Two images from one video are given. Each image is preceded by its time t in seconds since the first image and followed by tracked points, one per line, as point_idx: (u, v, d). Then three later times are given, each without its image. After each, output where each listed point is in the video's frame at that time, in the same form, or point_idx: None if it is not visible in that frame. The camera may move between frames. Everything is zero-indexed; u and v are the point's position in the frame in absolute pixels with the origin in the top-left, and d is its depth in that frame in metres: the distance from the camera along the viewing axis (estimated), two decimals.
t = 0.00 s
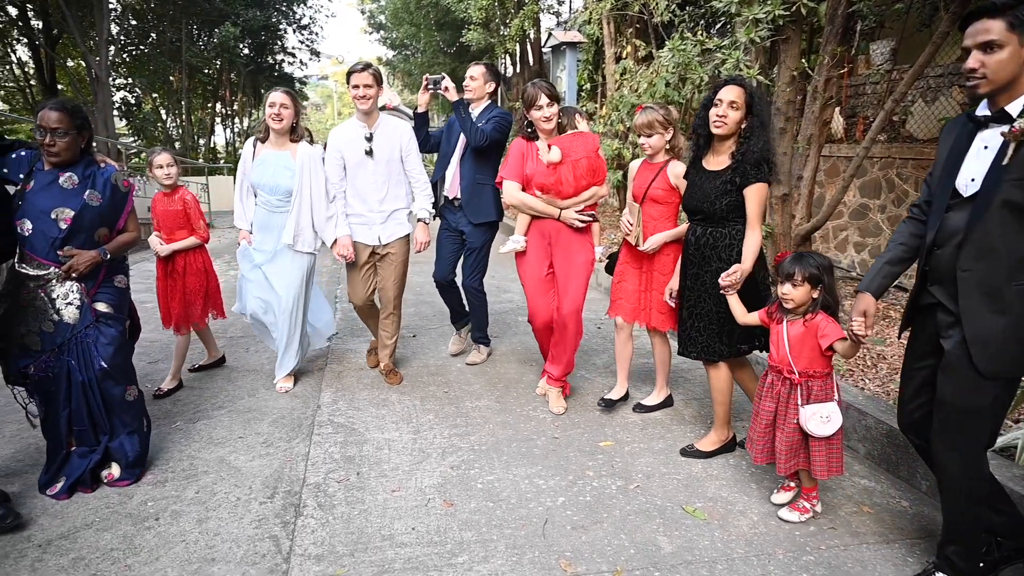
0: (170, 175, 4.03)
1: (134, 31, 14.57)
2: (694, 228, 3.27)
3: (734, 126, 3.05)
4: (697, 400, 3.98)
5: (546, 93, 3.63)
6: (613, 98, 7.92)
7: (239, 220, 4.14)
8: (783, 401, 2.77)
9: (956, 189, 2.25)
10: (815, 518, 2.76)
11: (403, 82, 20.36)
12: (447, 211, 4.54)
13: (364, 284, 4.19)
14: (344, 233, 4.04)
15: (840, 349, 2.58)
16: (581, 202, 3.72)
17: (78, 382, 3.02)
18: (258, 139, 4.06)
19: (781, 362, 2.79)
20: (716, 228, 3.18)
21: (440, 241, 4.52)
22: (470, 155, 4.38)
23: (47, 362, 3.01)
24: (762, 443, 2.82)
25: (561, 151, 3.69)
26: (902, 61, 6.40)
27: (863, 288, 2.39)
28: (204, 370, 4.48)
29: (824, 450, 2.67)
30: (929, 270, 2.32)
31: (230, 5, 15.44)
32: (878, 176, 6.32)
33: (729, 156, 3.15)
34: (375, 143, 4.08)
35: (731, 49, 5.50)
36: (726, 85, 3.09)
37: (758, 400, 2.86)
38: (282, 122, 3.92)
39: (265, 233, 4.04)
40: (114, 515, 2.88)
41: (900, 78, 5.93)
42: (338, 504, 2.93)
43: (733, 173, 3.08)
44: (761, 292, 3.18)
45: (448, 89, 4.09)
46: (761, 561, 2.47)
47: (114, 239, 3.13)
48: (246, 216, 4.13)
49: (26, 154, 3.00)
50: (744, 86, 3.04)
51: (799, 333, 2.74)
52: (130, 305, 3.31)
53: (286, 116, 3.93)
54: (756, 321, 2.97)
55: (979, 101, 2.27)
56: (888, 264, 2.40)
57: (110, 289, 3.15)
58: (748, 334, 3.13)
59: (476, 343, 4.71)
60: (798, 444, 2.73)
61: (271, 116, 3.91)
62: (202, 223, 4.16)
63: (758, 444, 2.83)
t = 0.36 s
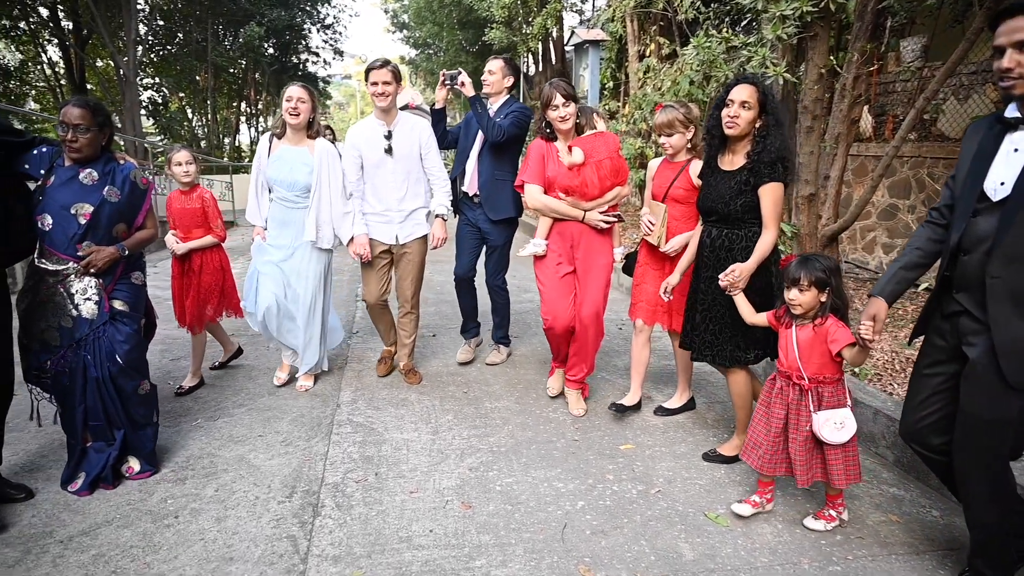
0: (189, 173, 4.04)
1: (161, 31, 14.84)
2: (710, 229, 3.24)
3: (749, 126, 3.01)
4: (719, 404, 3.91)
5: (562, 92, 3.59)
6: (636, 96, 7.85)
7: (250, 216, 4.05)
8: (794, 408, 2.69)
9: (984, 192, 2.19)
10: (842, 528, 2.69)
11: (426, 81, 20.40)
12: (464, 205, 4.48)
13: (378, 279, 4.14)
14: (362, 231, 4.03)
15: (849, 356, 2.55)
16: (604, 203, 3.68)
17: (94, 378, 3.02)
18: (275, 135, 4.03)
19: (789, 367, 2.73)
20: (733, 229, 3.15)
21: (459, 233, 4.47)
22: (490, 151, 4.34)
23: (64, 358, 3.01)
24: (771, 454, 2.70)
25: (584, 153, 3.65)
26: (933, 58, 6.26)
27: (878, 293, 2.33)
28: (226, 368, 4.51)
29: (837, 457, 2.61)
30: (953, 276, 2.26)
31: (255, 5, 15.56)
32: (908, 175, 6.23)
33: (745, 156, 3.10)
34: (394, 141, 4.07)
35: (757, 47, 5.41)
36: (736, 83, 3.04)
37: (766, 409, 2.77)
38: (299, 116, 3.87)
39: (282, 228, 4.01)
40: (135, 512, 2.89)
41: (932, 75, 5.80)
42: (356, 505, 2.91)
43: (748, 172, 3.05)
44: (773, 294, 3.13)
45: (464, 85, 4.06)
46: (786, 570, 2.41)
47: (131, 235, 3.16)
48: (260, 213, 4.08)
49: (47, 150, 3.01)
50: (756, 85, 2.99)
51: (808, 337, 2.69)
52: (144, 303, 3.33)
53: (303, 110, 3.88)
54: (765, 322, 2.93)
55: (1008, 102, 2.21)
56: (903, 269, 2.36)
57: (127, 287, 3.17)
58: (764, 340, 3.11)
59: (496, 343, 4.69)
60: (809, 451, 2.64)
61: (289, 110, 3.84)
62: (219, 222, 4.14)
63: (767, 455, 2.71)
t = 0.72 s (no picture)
0: (210, 174, 4.02)
1: (190, 33, 15.16)
2: (728, 234, 3.18)
3: (761, 128, 2.96)
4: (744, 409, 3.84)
5: (579, 90, 3.53)
6: (661, 95, 7.77)
7: (268, 214, 4.00)
8: (803, 418, 2.61)
9: (1016, 195, 2.11)
10: (872, 539, 2.61)
11: (449, 81, 20.45)
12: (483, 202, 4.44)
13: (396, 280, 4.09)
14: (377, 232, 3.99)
15: (858, 365, 2.50)
16: (624, 205, 3.63)
17: (116, 376, 3.05)
18: (293, 133, 3.98)
19: (797, 377, 2.68)
20: (751, 233, 3.10)
21: (481, 237, 4.41)
22: (510, 150, 4.29)
23: (90, 355, 3.04)
24: (777, 466, 2.61)
25: (607, 154, 3.59)
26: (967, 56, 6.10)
27: (897, 299, 2.30)
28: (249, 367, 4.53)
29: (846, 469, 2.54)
30: (982, 283, 2.19)
31: (282, 7, 15.69)
32: (941, 176, 6.09)
33: (759, 159, 3.05)
34: (414, 141, 4.04)
35: (785, 45, 5.32)
36: (748, 86, 2.98)
37: (774, 419, 2.68)
38: (318, 113, 3.83)
39: (301, 226, 3.92)
40: (158, 511, 2.91)
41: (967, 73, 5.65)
42: (376, 507, 2.90)
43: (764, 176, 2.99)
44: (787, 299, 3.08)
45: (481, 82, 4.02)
46: None
47: (153, 234, 3.18)
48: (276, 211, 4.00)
49: (71, 150, 3.01)
50: (768, 87, 2.94)
51: (817, 346, 2.64)
52: (165, 304, 3.34)
53: (322, 107, 3.83)
54: (771, 329, 2.89)
55: None
56: (926, 275, 2.30)
57: (148, 287, 3.19)
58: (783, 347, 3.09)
59: (519, 344, 4.67)
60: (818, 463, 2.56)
61: (307, 107, 3.80)
62: (241, 224, 4.17)
63: (772, 466, 2.61)
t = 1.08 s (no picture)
0: (233, 175, 4.06)
1: (219, 35, 15.41)
2: (748, 235, 3.09)
3: (775, 126, 2.88)
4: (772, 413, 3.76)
5: (602, 85, 3.47)
6: (687, 93, 7.68)
7: (290, 217, 4.02)
8: (809, 423, 2.57)
9: None
10: (907, 548, 2.54)
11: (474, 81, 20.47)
12: (503, 205, 4.39)
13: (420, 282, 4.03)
14: (393, 236, 3.92)
15: (874, 368, 2.43)
16: (647, 204, 3.58)
17: (143, 377, 3.08)
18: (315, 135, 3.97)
19: (804, 380, 2.61)
20: (773, 233, 3.01)
21: (502, 237, 4.36)
22: (530, 150, 4.24)
23: (120, 355, 3.07)
24: (782, 471, 2.57)
25: (630, 150, 3.54)
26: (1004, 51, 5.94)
27: (924, 303, 2.23)
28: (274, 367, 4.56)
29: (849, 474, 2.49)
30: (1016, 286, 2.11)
31: (308, 8, 15.81)
32: (978, 174, 5.96)
33: (776, 156, 2.97)
34: (434, 141, 4.00)
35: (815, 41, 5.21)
36: (762, 83, 2.91)
37: (779, 423, 2.63)
38: (339, 114, 3.81)
39: (322, 229, 3.87)
40: (184, 510, 2.93)
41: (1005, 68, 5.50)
42: (400, 509, 2.89)
43: (781, 177, 2.92)
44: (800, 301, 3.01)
45: (499, 83, 3.98)
46: None
47: (180, 234, 3.21)
48: (296, 212, 4.00)
49: (99, 152, 3.06)
50: (780, 83, 2.87)
51: (826, 350, 2.58)
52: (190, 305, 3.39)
53: (342, 109, 3.82)
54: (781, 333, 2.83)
55: None
56: (952, 277, 2.22)
57: (175, 291, 3.25)
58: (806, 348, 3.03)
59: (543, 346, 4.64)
60: (824, 467, 2.51)
61: (327, 109, 3.79)
62: (264, 225, 4.15)
63: (777, 471, 2.57)
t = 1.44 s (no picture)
0: (253, 175, 4.05)
1: (247, 38, 15.61)
2: (768, 237, 3.02)
3: (791, 125, 2.83)
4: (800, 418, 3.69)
5: (632, 79, 3.41)
6: (714, 92, 7.59)
7: (305, 221, 3.95)
8: (820, 419, 2.54)
9: None
10: (943, 560, 2.47)
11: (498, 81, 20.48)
12: (522, 209, 4.36)
13: (442, 284, 4.00)
14: (409, 242, 3.91)
15: (891, 368, 2.38)
16: (668, 205, 3.53)
17: (170, 376, 3.12)
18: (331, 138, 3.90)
19: (817, 377, 2.57)
20: (793, 232, 2.95)
21: (520, 243, 4.34)
22: (550, 153, 4.21)
23: (148, 356, 3.10)
24: (788, 466, 2.58)
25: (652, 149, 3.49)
26: None
27: (947, 311, 2.15)
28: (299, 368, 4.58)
29: (852, 474, 2.46)
30: None
31: (334, 10, 15.90)
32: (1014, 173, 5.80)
33: (793, 155, 2.92)
34: (451, 143, 3.95)
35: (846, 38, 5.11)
36: (775, 80, 2.86)
37: (788, 417, 2.61)
38: (357, 119, 3.75)
39: (342, 234, 3.80)
40: (210, 510, 2.94)
41: None
42: (423, 511, 2.87)
43: (799, 176, 2.87)
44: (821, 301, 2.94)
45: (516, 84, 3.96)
46: None
47: (205, 237, 3.25)
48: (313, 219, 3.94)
49: (125, 154, 3.06)
50: (794, 81, 2.82)
51: (840, 347, 2.53)
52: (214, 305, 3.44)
53: (360, 114, 3.75)
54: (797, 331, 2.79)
55: None
56: (976, 285, 2.15)
57: (203, 290, 3.31)
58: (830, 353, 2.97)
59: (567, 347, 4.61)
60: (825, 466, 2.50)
61: (346, 114, 3.73)
62: (286, 225, 4.18)
63: (783, 466, 2.58)
